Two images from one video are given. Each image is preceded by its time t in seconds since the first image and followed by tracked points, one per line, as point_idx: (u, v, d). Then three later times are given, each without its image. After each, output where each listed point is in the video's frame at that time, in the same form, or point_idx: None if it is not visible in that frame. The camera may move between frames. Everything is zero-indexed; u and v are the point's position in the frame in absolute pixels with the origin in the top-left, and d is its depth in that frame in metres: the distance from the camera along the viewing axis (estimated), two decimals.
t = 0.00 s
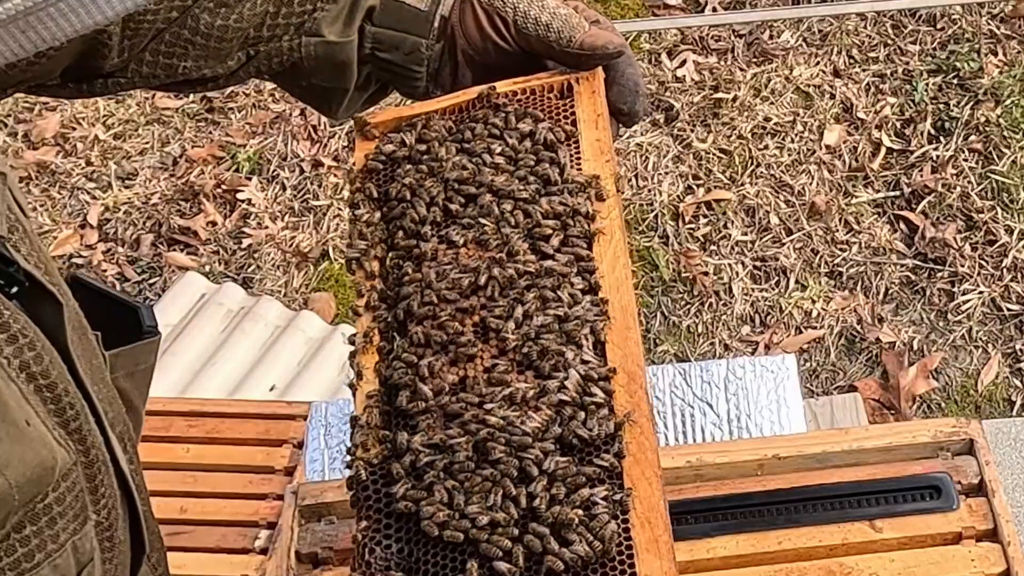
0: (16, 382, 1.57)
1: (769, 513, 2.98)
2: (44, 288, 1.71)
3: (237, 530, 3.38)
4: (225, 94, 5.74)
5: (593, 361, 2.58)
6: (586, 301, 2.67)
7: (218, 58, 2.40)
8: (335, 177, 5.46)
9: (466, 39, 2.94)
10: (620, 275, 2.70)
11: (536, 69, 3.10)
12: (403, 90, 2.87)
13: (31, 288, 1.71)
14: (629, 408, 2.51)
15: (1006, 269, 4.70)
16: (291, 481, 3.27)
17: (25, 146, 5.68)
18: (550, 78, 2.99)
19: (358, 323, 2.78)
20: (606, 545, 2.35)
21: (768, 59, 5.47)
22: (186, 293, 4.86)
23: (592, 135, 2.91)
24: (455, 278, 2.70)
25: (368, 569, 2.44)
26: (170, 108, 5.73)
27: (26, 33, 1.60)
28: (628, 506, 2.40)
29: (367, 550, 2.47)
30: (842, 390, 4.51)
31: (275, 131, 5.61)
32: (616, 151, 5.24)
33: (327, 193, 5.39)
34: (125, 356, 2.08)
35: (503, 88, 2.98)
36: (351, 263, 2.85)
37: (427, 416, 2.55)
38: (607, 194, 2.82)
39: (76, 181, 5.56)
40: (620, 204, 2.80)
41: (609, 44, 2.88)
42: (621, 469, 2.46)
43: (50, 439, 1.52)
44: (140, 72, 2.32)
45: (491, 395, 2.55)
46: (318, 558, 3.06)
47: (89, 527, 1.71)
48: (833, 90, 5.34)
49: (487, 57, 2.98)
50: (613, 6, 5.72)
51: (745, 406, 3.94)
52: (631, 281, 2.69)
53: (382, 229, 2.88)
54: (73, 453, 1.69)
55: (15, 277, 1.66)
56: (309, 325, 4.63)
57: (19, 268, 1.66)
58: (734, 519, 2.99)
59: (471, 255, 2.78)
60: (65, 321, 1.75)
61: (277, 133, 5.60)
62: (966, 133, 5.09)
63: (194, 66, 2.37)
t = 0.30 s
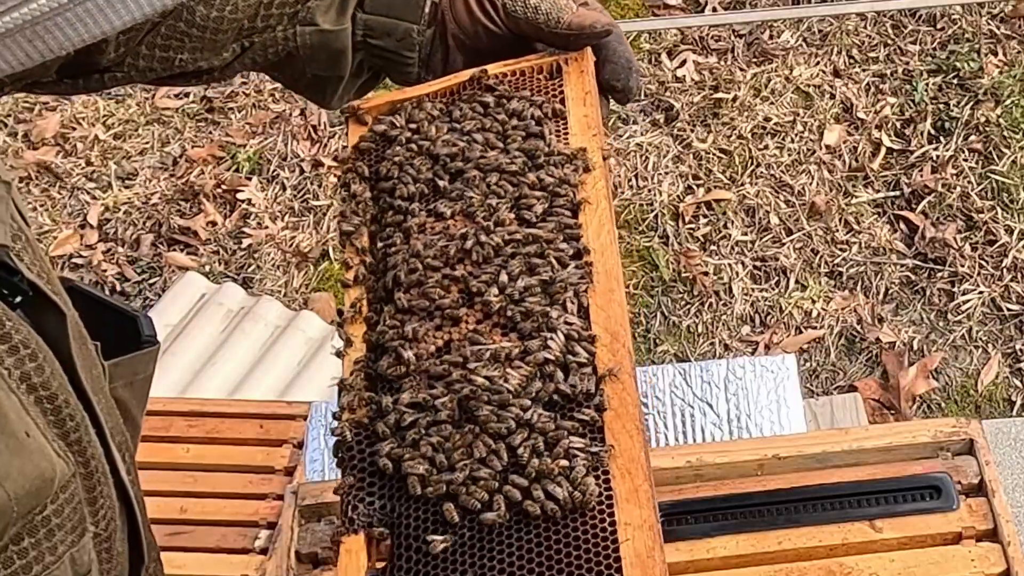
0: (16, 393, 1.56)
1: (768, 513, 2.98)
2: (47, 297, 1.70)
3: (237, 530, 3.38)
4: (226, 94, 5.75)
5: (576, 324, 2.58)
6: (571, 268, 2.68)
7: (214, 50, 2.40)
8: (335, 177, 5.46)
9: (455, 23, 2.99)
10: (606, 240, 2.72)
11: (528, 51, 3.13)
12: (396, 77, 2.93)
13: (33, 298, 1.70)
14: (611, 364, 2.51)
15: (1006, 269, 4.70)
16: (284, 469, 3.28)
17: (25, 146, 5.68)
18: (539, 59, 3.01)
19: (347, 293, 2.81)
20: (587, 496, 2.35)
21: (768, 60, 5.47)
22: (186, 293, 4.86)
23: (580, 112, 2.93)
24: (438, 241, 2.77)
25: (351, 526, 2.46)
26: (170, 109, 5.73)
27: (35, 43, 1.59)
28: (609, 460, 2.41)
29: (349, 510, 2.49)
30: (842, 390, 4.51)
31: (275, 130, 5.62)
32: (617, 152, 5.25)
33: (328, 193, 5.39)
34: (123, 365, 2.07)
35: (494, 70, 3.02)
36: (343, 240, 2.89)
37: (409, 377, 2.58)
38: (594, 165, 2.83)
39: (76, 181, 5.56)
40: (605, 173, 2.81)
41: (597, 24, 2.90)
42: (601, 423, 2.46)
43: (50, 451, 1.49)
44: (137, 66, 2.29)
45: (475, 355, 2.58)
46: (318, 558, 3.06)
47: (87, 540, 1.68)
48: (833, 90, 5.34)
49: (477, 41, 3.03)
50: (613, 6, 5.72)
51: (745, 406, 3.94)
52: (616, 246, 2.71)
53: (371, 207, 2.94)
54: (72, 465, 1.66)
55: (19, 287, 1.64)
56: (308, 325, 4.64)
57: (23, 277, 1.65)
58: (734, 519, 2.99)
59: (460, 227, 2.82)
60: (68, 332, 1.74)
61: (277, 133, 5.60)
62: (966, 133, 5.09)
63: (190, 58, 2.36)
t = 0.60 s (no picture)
0: (24, 398, 1.54)
1: (768, 513, 2.98)
2: (58, 302, 1.72)
3: (237, 530, 3.38)
4: (226, 94, 5.75)
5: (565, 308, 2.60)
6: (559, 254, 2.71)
7: (205, 48, 2.40)
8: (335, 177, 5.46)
9: (445, 16, 3.29)
10: (595, 226, 2.74)
11: (518, 41, 3.28)
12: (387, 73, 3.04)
13: (44, 304, 1.72)
14: (598, 349, 2.53)
15: (1006, 269, 4.70)
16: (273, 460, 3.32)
17: (25, 147, 5.69)
18: (528, 49, 3.09)
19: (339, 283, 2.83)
20: (573, 482, 2.35)
21: (768, 59, 5.47)
22: (187, 293, 4.86)
23: (569, 100, 2.97)
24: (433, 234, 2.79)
25: (343, 516, 2.44)
26: (170, 109, 5.74)
27: (55, 49, 1.58)
28: (598, 447, 2.40)
29: (339, 501, 2.48)
30: (842, 390, 4.51)
31: (275, 130, 5.62)
32: (617, 152, 5.25)
33: (328, 193, 5.39)
34: (127, 370, 2.08)
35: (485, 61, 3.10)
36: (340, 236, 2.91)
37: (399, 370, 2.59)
38: (583, 152, 2.86)
39: (76, 181, 5.56)
40: (594, 160, 2.84)
41: (583, 12, 3.00)
42: (589, 408, 2.47)
43: (56, 456, 1.48)
44: (128, 66, 2.28)
45: (464, 342, 2.61)
46: (318, 558, 3.03)
47: (92, 545, 1.67)
48: (833, 90, 5.34)
49: (464, 31, 3.28)
50: (613, 6, 5.72)
51: (745, 406, 3.95)
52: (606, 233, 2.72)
53: (363, 198, 2.94)
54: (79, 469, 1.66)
55: (29, 290, 1.66)
56: (309, 325, 4.65)
57: (33, 280, 1.67)
58: (734, 519, 2.98)
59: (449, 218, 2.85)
60: (77, 336, 1.76)
61: (277, 133, 5.60)
62: (966, 133, 5.09)
63: (182, 56, 2.36)
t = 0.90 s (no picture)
0: (28, 403, 1.53)
1: (768, 513, 2.99)
2: (63, 309, 1.72)
3: (237, 530, 3.38)
4: (226, 94, 5.76)
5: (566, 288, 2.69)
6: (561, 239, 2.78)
7: (220, 47, 2.40)
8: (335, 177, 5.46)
9: (456, 18, 3.22)
10: (596, 212, 2.83)
11: (527, 44, 3.30)
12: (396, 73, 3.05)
13: (51, 310, 1.73)
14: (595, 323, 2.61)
15: (1006, 269, 4.70)
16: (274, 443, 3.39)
17: (25, 147, 5.69)
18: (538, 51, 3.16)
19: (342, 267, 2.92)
20: (565, 445, 2.43)
21: (768, 59, 5.48)
22: (187, 292, 4.86)
23: (576, 98, 3.06)
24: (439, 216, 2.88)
25: (335, 480, 2.55)
26: (170, 109, 5.75)
27: (66, 61, 1.51)
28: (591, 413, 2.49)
29: (334, 464, 2.58)
30: (842, 390, 4.50)
31: (275, 130, 5.62)
32: (617, 152, 5.25)
33: (328, 193, 5.39)
34: (128, 374, 2.09)
35: (493, 63, 3.18)
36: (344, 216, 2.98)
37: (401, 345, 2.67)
38: (588, 144, 2.94)
39: (76, 181, 5.56)
40: (599, 152, 2.92)
41: (594, 14, 3.03)
42: (583, 378, 2.56)
43: (59, 462, 1.46)
44: (143, 64, 2.29)
45: (464, 317, 2.68)
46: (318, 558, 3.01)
47: (92, 552, 1.68)
48: (833, 90, 5.34)
49: (475, 35, 3.23)
50: (613, 6, 5.73)
51: (745, 406, 3.95)
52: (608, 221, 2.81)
53: (371, 185, 3.03)
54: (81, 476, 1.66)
55: (35, 296, 1.65)
56: (309, 325, 4.65)
57: (38, 286, 1.66)
58: (734, 519, 2.99)
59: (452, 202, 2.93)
60: (83, 343, 1.77)
61: (277, 133, 5.61)
62: (966, 132, 5.09)
63: (197, 55, 2.37)
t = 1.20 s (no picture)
0: (25, 410, 1.54)
1: (768, 513, 2.99)
2: (62, 315, 1.72)
3: (237, 531, 3.36)
4: (226, 94, 5.78)
5: (554, 256, 2.86)
6: (553, 213, 2.96)
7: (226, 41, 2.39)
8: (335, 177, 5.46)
9: (462, 16, 3.44)
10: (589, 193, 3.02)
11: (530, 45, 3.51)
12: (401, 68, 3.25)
13: (51, 317, 1.73)
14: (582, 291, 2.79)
15: (1006, 269, 4.69)
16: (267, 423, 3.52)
17: (25, 147, 5.70)
18: (543, 50, 3.39)
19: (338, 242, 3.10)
20: (544, 395, 2.58)
21: (768, 59, 5.48)
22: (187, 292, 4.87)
23: (578, 91, 3.27)
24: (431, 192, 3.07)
25: (313, 429, 2.71)
26: (170, 109, 5.76)
27: (62, 76, 1.48)
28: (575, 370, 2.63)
29: (313, 413, 2.74)
30: (842, 390, 4.50)
31: (275, 130, 5.63)
32: (617, 152, 5.26)
33: (328, 193, 5.39)
34: (126, 379, 2.08)
35: (498, 60, 3.40)
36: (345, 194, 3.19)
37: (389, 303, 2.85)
38: (586, 132, 3.15)
39: (76, 180, 5.56)
40: (597, 139, 3.13)
41: (602, 15, 3.25)
42: (569, 338, 2.71)
43: (56, 470, 1.47)
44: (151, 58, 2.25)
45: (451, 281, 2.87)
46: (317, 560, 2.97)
47: (89, 559, 1.69)
48: (833, 90, 5.34)
49: (480, 32, 3.45)
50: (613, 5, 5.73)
51: (745, 406, 3.94)
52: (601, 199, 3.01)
53: (370, 165, 3.24)
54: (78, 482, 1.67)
55: (34, 303, 1.64)
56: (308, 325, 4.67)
57: (37, 294, 1.65)
58: (733, 519, 2.98)
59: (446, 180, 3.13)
60: (83, 349, 1.77)
61: (277, 133, 5.62)
62: (966, 132, 5.09)
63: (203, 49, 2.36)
